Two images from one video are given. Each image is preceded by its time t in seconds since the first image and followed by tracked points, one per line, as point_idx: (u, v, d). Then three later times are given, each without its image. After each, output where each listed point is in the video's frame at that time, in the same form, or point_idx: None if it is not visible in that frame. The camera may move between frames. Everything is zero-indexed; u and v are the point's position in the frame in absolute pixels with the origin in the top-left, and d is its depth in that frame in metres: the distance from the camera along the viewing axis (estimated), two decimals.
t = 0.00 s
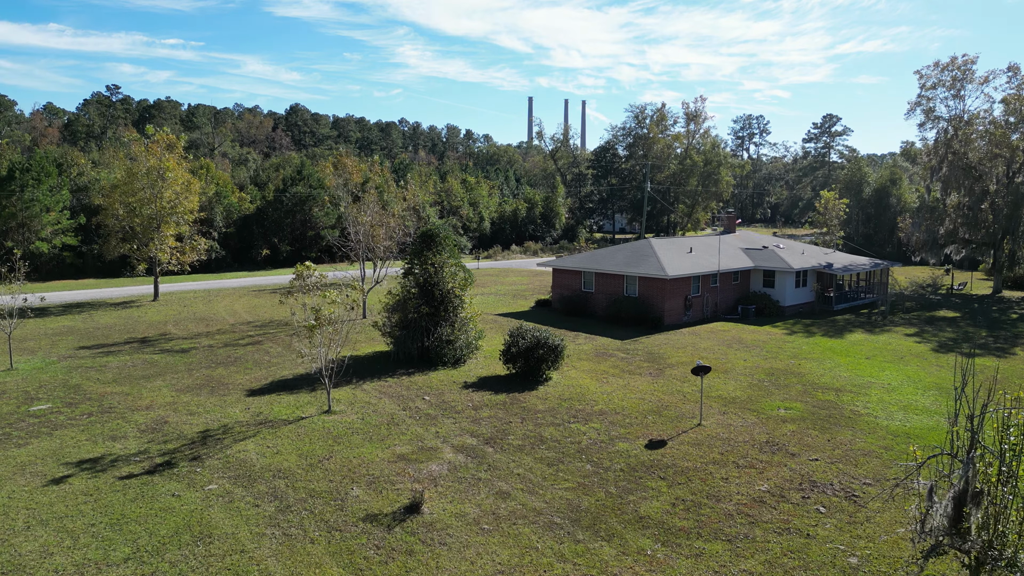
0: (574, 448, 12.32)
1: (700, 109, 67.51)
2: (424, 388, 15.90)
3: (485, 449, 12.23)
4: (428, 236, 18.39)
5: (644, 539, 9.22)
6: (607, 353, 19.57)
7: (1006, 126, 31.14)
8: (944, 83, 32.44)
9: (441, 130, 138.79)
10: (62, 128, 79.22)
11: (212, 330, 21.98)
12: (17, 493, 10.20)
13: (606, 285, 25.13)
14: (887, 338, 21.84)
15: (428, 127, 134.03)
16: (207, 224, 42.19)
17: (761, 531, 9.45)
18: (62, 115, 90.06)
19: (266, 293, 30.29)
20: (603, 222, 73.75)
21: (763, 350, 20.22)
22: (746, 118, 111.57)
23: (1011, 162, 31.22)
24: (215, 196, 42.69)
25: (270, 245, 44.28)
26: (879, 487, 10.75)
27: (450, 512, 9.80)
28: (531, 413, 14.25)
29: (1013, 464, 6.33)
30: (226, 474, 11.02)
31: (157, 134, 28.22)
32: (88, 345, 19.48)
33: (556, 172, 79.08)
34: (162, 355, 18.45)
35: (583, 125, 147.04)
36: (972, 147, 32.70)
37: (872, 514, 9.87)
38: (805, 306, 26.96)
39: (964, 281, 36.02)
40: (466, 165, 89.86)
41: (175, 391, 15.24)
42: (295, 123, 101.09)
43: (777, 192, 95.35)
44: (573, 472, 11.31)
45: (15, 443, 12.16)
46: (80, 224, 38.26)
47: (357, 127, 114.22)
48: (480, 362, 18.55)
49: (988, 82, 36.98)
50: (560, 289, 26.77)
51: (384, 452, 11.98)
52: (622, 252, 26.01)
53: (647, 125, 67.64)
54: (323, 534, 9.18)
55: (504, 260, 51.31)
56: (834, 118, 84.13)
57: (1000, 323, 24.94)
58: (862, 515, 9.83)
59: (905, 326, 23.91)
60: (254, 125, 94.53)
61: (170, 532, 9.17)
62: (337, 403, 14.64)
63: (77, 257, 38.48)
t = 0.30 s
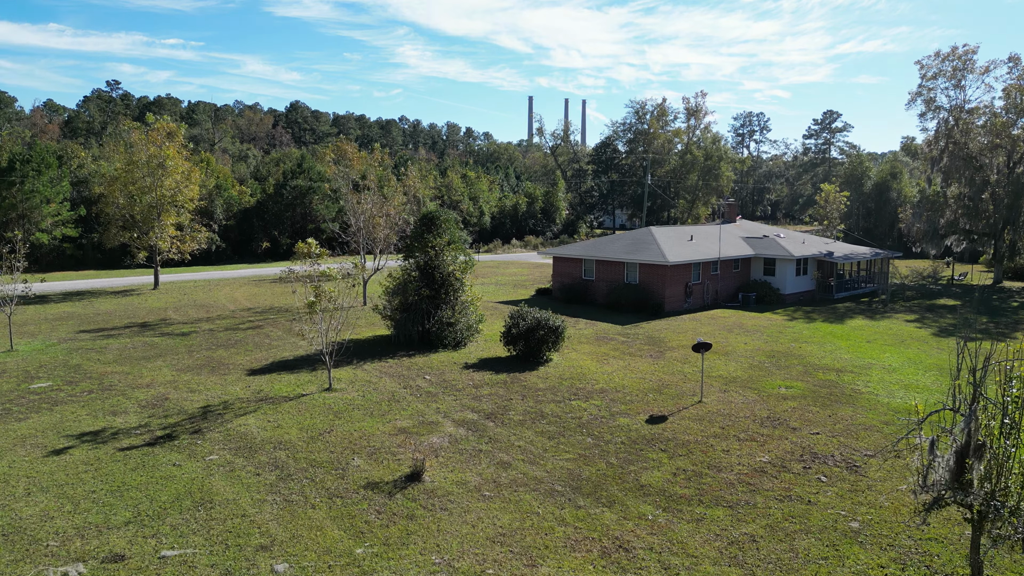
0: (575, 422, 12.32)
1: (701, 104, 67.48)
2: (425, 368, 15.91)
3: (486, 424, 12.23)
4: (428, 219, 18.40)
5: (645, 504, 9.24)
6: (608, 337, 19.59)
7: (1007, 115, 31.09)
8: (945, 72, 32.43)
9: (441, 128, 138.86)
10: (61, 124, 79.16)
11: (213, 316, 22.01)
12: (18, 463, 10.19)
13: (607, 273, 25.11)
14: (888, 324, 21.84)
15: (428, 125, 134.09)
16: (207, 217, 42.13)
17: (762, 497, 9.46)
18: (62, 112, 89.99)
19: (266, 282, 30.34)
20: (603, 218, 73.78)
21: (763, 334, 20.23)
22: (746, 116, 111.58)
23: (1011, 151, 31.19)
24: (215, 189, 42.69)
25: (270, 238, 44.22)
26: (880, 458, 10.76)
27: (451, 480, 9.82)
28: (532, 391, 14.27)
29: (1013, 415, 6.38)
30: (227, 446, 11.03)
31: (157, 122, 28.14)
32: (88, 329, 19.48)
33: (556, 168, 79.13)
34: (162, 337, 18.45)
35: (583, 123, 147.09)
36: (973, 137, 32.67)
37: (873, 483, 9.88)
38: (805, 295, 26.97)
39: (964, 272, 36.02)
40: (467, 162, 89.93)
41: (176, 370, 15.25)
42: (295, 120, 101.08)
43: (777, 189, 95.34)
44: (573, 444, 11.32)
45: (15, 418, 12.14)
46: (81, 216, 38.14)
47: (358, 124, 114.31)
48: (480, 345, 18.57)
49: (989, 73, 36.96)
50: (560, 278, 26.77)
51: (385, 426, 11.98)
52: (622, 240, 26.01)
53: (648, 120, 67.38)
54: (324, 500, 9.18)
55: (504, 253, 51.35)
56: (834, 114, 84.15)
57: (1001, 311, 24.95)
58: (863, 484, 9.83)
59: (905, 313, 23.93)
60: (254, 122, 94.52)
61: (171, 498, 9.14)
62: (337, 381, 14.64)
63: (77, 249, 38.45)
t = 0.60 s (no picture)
0: (575, 398, 12.33)
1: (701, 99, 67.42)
2: (425, 349, 15.90)
3: (486, 399, 12.23)
4: (428, 202, 18.27)
5: (646, 473, 9.24)
6: (608, 321, 19.58)
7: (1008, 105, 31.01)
8: (946, 63, 32.36)
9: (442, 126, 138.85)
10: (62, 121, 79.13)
11: (213, 302, 22.01)
12: (17, 434, 10.18)
13: (607, 261, 25.03)
14: (888, 310, 21.83)
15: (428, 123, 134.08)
16: (207, 210, 42.07)
17: (762, 467, 9.45)
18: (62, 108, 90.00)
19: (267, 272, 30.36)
20: (603, 214, 73.75)
21: (764, 320, 20.22)
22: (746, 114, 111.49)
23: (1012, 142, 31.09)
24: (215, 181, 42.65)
25: (270, 231, 44.14)
26: (881, 431, 10.76)
27: (452, 450, 9.81)
28: (532, 371, 14.26)
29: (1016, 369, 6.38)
30: (228, 419, 11.03)
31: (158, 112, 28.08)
32: (88, 314, 19.47)
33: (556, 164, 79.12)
34: (163, 321, 18.44)
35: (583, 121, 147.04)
36: (974, 128, 32.57)
37: (873, 453, 9.88)
38: (806, 284, 26.94)
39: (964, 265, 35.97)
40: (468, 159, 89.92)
41: (176, 351, 15.25)
42: (295, 117, 101.07)
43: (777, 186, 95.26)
44: (574, 419, 11.32)
45: (15, 393, 12.14)
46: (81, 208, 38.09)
47: (358, 122, 114.32)
48: (480, 329, 18.57)
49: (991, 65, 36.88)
50: (560, 267, 26.73)
51: (386, 401, 11.99)
52: (623, 229, 25.95)
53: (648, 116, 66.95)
54: (325, 468, 9.17)
55: (504, 248, 51.32)
56: (835, 112, 84.07)
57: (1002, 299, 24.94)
58: (864, 454, 9.81)
59: (905, 301, 23.92)
60: (254, 119, 94.51)
61: (172, 466, 9.14)
62: (338, 362, 14.62)
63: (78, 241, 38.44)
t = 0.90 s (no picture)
0: (577, 375, 12.33)
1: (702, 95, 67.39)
2: (426, 331, 15.88)
3: (487, 376, 12.23)
4: (428, 186, 18.20)
5: (646, 443, 9.21)
6: (609, 306, 19.57)
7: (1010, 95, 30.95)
8: (947, 54, 32.34)
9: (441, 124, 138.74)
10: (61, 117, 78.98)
11: (213, 289, 21.98)
12: (17, 407, 10.14)
13: (608, 250, 24.98)
14: (889, 297, 21.83)
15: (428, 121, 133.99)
16: (207, 203, 42.00)
17: (764, 437, 9.43)
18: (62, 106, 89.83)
19: (267, 263, 30.33)
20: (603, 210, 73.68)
21: (765, 305, 20.22)
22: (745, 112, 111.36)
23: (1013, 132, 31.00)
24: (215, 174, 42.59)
25: (270, 225, 44.06)
26: (882, 405, 10.74)
27: (452, 422, 9.79)
28: (533, 350, 14.25)
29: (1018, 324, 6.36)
30: (228, 393, 11.01)
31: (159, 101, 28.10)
32: (87, 299, 19.42)
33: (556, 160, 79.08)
34: (163, 306, 18.40)
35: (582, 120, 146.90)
36: (974, 119, 32.43)
37: (875, 424, 9.85)
38: (806, 273, 26.93)
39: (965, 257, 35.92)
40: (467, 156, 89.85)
41: (176, 332, 15.23)
42: (294, 114, 100.94)
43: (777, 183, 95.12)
44: (575, 393, 11.31)
45: (15, 369, 12.12)
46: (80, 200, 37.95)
47: (358, 119, 114.26)
48: (480, 314, 18.56)
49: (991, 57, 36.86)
50: (560, 256, 26.68)
51: (387, 377, 11.99)
52: (623, 217, 25.89)
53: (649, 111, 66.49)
54: (325, 437, 9.15)
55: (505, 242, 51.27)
56: (835, 109, 83.99)
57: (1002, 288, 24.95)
58: (865, 426, 9.79)
59: (906, 289, 23.91)
60: (254, 116, 94.42)
61: (172, 436, 9.11)
62: (338, 342, 14.60)
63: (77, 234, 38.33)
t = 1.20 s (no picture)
0: (578, 353, 12.30)
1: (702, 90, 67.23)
2: (426, 314, 15.83)
3: (488, 353, 12.21)
4: (428, 170, 18.05)
5: (648, 412, 9.18)
6: (610, 292, 19.53)
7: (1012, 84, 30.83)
8: (948, 45, 32.26)
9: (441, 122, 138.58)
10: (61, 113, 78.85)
11: (213, 276, 21.94)
12: (17, 379, 10.12)
13: (608, 239, 24.88)
14: (890, 284, 21.78)
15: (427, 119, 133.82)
16: (207, 196, 41.89)
17: (765, 407, 9.40)
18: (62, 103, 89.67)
19: (267, 254, 30.25)
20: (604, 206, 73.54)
21: (766, 291, 20.18)
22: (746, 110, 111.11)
23: (1014, 122, 30.78)
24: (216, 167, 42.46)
25: (270, 218, 43.82)
26: (884, 379, 10.72)
27: (453, 393, 9.77)
28: (534, 331, 14.21)
29: (1023, 279, 6.29)
30: (229, 368, 10.99)
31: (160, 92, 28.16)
32: (87, 285, 19.37)
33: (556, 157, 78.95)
34: (163, 291, 18.36)
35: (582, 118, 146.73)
36: (975, 110, 32.18)
37: (877, 396, 9.83)
38: (807, 263, 26.88)
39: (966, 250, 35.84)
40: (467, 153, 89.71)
41: (176, 314, 15.20)
42: (294, 111, 100.71)
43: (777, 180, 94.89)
44: (576, 369, 11.28)
45: (16, 345, 12.10)
46: (80, 193, 37.84)
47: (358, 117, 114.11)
48: (481, 298, 18.53)
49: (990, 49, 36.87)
50: (561, 245, 26.62)
51: (387, 353, 11.98)
52: (624, 206, 25.82)
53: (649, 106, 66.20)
54: (325, 407, 9.12)
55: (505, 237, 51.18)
56: (834, 106, 83.84)
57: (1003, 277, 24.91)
58: (868, 398, 9.76)
59: (907, 277, 23.86)
60: (255, 114, 94.28)
61: (172, 405, 9.08)
62: (338, 323, 14.56)
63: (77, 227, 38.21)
